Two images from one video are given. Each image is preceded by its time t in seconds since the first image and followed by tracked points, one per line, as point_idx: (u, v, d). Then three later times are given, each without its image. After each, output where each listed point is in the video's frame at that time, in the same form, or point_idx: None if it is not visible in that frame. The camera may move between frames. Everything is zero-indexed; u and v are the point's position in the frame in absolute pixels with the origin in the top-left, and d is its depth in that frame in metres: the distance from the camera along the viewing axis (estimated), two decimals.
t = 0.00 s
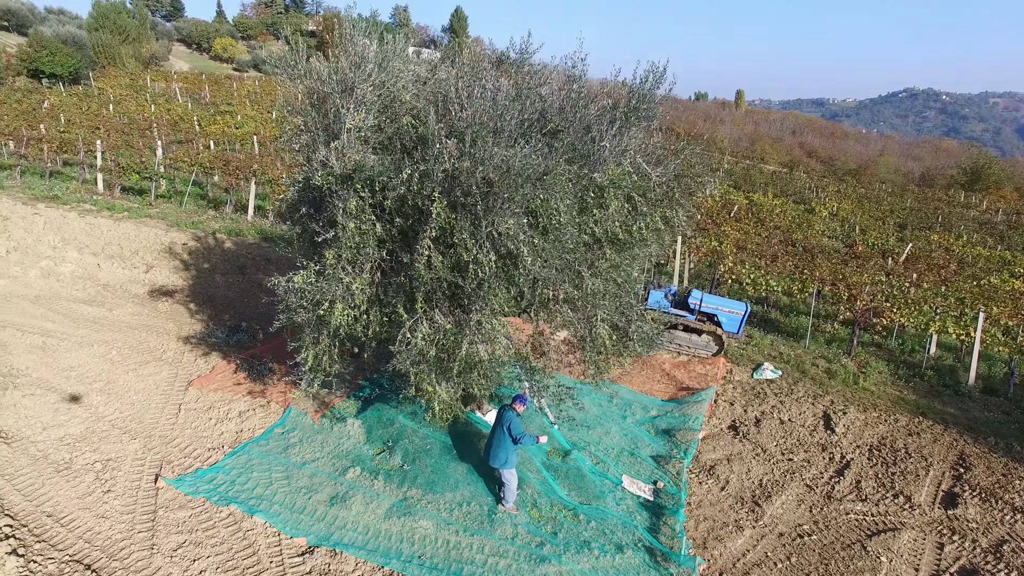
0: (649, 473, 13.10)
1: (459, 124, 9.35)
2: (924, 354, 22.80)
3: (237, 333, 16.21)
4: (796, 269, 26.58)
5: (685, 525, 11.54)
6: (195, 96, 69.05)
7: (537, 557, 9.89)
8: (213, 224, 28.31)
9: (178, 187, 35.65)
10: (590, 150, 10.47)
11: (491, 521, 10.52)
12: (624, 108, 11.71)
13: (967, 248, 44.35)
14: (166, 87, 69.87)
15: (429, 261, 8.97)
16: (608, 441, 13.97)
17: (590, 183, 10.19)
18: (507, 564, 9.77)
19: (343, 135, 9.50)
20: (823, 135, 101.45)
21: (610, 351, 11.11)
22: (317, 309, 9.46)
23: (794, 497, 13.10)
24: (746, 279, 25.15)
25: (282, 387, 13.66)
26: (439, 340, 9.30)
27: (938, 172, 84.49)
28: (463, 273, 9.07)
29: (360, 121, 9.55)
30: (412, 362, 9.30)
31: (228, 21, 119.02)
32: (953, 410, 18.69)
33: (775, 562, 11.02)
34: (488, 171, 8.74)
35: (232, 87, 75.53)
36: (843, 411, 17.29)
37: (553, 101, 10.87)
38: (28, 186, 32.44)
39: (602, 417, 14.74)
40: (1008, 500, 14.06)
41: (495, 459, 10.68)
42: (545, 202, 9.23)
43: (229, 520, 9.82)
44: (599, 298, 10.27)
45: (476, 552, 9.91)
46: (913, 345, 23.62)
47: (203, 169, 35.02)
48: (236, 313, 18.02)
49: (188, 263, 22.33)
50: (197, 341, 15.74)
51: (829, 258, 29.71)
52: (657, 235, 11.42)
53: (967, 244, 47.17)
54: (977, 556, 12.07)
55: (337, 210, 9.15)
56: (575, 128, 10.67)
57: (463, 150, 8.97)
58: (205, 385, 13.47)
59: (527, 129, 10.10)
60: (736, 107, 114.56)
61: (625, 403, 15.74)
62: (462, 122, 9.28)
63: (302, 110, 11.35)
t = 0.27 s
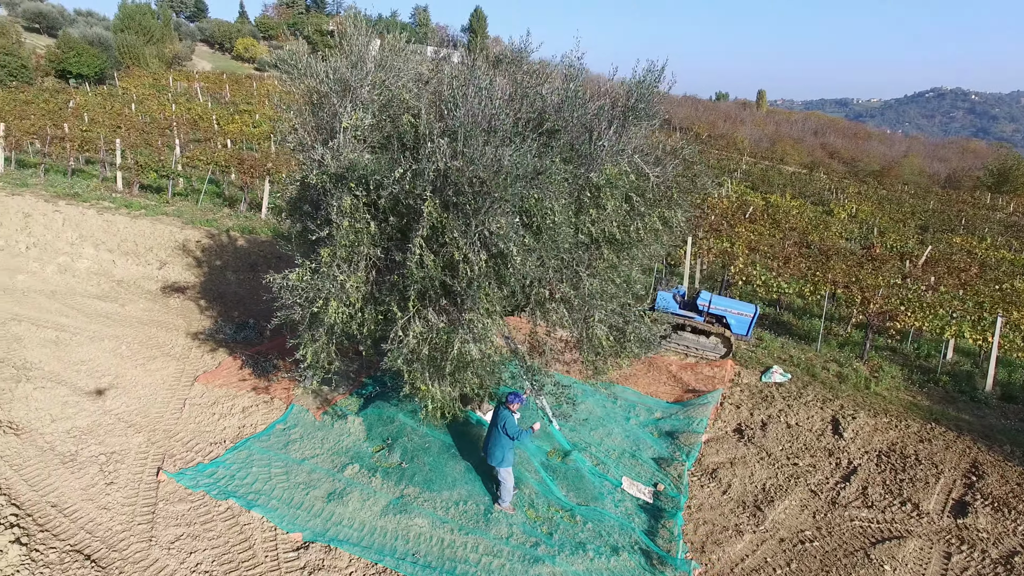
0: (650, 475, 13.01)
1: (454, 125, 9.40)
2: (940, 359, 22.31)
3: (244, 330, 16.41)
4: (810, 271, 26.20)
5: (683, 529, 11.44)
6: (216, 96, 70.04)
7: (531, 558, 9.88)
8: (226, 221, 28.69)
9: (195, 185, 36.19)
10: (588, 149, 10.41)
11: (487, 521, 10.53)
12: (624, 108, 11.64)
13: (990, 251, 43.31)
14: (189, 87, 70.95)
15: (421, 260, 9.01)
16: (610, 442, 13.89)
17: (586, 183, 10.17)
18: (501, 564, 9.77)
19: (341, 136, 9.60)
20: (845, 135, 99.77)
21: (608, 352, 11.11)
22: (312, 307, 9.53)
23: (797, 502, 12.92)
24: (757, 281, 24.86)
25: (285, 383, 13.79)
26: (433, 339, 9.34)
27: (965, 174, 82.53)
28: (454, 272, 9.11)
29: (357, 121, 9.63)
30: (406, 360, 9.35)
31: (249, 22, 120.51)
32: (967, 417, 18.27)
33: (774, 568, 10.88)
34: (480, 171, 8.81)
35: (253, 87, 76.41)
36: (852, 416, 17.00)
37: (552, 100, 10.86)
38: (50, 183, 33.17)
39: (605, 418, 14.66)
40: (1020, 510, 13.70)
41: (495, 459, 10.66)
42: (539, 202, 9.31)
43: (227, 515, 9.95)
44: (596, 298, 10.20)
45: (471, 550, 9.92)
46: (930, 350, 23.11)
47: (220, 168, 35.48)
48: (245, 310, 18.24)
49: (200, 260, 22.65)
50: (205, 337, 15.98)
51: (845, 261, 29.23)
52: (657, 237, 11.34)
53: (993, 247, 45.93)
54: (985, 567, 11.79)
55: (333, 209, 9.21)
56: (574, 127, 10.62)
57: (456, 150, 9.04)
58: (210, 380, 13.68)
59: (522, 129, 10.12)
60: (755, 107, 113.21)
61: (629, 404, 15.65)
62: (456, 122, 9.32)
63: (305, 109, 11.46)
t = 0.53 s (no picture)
0: (652, 477, 12.89)
1: (451, 124, 9.46)
2: (959, 365, 21.78)
3: (254, 326, 16.64)
4: (825, 273, 25.77)
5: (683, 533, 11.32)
6: (239, 95, 71.00)
7: (526, 558, 9.87)
8: (243, 219, 29.09)
9: (214, 183, 36.77)
10: (586, 149, 10.38)
11: (484, 519, 10.53)
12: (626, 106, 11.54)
13: (1019, 255, 42.05)
14: (213, 86, 72.06)
15: (416, 259, 9.08)
16: (614, 443, 13.81)
17: (584, 184, 10.15)
18: (496, 563, 9.78)
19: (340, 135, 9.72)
20: (871, 136, 97.73)
21: (607, 352, 11.07)
22: (310, 303, 9.63)
23: (801, 507, 12.72)
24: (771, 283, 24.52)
25: (291, 379, 13.96)
26: (427, 336, 9.39)
27: (996, 175, 80.25)
28: (447, 270, 9.15)
29: (357, 119, 9.71)
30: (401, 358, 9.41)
31: (273, 22, 122.12)
32: (985, 425, 17.77)
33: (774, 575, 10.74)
34: (474, 171, 8.87)
35: (275, 86, 77.27)
36: (864, 422, 16.65)
37: (552, 99, 10.84)
38: (76, 180, 34.00)
39: (610, 419, 14.57)
40: None
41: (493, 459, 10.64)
42: (534, 200, 9.33)
43: (226, 507, 10.12)
44: (593, 298, 10.18)
45: (466, 549, 9.94)
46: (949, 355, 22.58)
47: (239, 166, 35.99)
48: (256, 306, 18.49)
49: (216, 257, 23.02)
50: (215, 332, 16.24)
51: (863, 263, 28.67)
52: (659, 237, 11.25)
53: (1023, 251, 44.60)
54: None
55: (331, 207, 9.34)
56: (574, 126, 10.58)
57: (450, 149, 9.10)
58: (218, 375, 13.91)
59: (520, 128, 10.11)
60: (778, 107, 111.56)
61: (636, 405, 15.54)
62: (453, 122, 9.39)
63: (309, 108, 11.58)
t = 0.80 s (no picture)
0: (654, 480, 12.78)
1: (448, 124, 9.51)
2: (980, 372, 21.22)
3: (264, 323, 16.86)
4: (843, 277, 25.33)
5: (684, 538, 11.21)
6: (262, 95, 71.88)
7: (521, 558, 9.85)
8: (259, 217, 29.49)
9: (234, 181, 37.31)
10: (585, 149, 10.36)
11: (481, 519, 10.58)
12: (627, 106, 11.44)
13: None
14: (237, 85, 73.04)
15: (410, 258, 9.14)
16: (617, 447, 13.72)
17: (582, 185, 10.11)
18: (491, 563, 9.78)
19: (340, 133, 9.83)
20: (898, 137, 95.61)
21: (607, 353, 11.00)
22: (309, 302, 9.74)
23: (807, 514, 12.51)
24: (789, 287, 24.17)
25: (297, 376, 14.12)
26: (422, 335, 9.43)
27: None
28: (441, 270, 9.18)
29: (356, 118, 9.81)
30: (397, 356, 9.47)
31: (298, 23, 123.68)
32: (1004, 434, 17.28)
33: None
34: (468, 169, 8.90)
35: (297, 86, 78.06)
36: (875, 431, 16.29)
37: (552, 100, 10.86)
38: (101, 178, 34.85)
39: (615, 421, 14.45)
40: None
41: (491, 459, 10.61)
42: (530, 200, 9.32)
43: (227, 501, 10.28)
44: (590, 298, 10.14)
45: (462, 548, 9.96)
46: (970, 361, 22.00)
47: (258, 164, 36.46)
48: (268, 303, 18.74)
49: (231, 255, 23.37)
50: (226, 328, 16.49)
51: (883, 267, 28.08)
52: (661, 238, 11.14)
53: None
54: None
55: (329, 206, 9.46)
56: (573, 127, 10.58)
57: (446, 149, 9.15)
58: (226, 370, 14.13)
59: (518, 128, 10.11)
60: (801, 107, 109.87)
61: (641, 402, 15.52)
62: (450, 122, 9.43)
63: (313, 108, 11.72)
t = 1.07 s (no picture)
0: (655, 481, 12.67)
1: (441, 123, 9.52)
2: (997, 379, 20.75)
3: (272, 321, 17.04)
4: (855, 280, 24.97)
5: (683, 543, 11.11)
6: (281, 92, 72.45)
7: (515, 559, 9.85)
8: (273, 215, 29.78)
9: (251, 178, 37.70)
10: (581, 149, 10.30)
11: (478, 520, 10.59)
12: (627, 105, 11.43)
13: None
14: (256, 84, 73.77)
15: (403, 256, 9.15)
16: (618, 447, 13.60)
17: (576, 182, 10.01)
18: (484, 562, 9.78)
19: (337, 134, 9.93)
20: (922, 136, 93.61)
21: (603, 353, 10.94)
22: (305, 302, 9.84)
23: (810, 521, 12.33)
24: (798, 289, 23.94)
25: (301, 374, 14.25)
26: (415, 333, 9.47)
27: None
28: (432, 269, 9.14)
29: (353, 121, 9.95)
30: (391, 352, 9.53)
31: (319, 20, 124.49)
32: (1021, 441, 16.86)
33: None
34: (458, 166, 8.87)
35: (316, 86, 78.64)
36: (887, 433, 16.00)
37: (549, 102, 10.88)
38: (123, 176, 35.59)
39: (617, 423, 14.37)
40: None
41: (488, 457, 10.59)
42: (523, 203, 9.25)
43: (225, 496, 10.43)
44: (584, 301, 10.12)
45: (456, 547, 9.98)
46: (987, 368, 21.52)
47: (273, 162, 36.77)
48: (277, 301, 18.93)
49: (245, 253, 23.67)
50: (235, 326, 16.70)
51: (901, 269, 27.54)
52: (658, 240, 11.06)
53: None
54: None
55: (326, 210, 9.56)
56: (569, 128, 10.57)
57: (439, 150, 9.15)
58: (232, 367, 14.30)
59: (517, 128, 10.04)
60: (825, 105, 108.04)
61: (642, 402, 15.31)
62: (442, 122, 9.45)
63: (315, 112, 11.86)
